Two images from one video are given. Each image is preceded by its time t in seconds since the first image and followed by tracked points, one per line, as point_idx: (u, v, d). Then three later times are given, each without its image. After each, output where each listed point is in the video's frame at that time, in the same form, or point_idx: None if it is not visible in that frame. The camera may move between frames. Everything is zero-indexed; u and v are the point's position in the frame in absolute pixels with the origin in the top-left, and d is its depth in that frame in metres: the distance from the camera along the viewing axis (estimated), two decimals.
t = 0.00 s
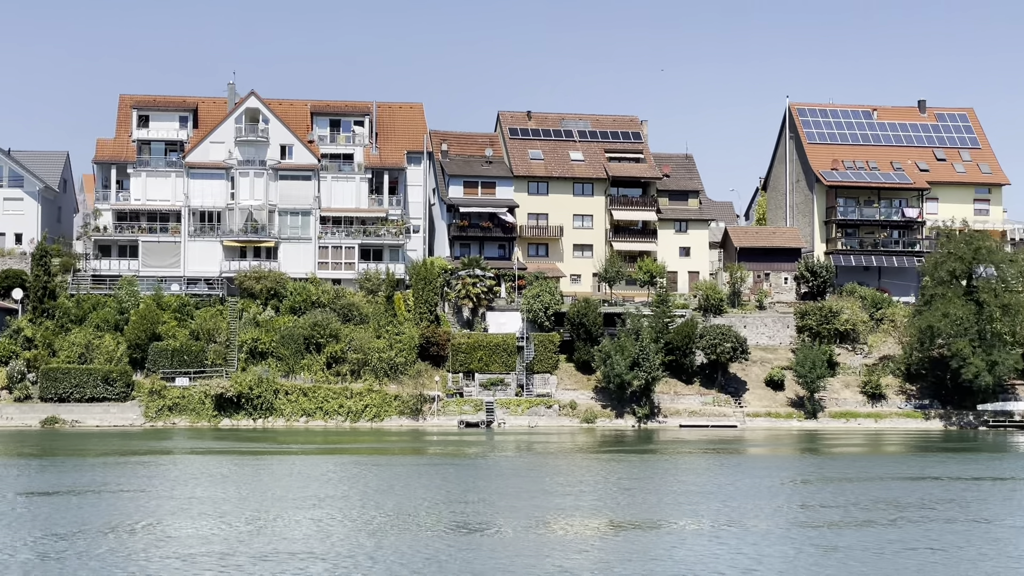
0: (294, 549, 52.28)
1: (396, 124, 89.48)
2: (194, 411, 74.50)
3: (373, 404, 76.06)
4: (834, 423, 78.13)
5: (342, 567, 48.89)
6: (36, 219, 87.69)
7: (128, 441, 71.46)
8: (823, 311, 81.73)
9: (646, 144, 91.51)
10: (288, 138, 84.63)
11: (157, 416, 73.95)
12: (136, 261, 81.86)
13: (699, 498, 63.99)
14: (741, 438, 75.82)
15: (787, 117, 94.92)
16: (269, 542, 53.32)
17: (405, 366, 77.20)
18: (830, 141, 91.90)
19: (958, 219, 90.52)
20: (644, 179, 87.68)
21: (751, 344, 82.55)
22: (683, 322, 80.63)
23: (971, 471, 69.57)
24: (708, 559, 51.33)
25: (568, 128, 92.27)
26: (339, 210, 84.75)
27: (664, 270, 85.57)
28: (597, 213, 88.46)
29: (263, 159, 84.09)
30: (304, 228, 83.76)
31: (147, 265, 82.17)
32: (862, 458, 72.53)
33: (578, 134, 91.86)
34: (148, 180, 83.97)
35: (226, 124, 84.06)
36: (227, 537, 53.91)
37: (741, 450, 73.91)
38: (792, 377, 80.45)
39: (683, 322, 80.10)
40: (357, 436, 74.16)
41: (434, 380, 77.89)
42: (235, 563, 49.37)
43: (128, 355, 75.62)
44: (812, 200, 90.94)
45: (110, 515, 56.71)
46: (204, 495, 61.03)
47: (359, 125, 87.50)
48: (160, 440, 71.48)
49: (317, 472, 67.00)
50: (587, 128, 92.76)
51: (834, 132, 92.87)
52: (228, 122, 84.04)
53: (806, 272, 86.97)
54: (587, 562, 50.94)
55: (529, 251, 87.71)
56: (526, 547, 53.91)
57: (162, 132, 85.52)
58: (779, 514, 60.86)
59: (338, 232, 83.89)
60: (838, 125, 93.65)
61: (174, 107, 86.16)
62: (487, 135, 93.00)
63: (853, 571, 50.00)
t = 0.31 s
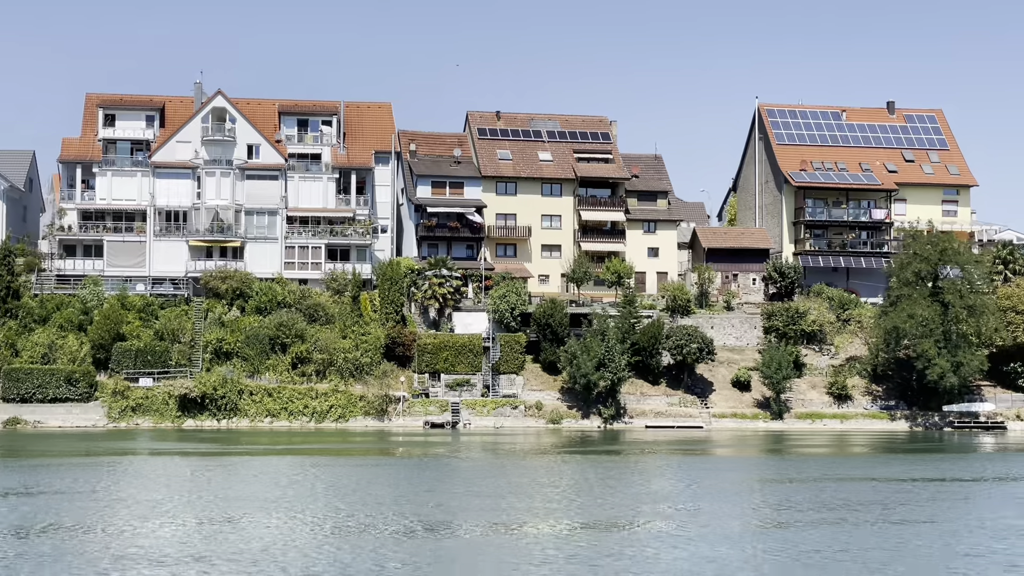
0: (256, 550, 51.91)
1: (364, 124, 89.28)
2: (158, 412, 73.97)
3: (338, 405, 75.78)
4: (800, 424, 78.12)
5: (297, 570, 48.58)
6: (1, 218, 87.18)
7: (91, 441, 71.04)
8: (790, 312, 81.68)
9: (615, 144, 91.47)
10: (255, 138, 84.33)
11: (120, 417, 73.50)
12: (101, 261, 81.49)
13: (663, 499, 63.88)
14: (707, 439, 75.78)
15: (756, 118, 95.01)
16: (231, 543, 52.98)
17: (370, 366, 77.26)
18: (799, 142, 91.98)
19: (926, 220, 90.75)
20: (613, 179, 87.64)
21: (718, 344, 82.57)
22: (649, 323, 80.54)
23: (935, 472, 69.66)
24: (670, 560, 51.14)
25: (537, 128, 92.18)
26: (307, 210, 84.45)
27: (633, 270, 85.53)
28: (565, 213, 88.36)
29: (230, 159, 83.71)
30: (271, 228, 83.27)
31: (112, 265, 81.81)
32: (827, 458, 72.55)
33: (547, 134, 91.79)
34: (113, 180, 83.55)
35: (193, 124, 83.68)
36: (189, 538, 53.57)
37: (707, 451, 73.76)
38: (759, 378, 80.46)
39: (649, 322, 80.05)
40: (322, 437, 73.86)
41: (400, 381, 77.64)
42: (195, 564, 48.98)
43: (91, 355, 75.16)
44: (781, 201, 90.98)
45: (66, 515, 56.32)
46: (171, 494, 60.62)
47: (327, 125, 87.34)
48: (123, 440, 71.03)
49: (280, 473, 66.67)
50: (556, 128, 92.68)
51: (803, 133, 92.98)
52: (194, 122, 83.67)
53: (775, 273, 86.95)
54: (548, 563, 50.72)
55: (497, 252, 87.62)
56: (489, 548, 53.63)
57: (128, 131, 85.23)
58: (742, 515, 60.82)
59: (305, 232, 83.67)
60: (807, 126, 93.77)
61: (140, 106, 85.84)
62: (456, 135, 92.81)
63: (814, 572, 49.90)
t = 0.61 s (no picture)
0: (215, 551, 51.54)
1: (333, 123, 89.02)
2: (122, 412, 73.51)
3: (305, 405, 75.37)
4: (767, 424, 78.04)
5: (253, 571, 48.27)
6: None
7: (54, 441, 70.57)
8: (759, 313, 81.71)
9: (585, 144, 91.39)
10: (223, 137, 83.96)
11: (84, 417, 73.04)
12: (67, 260, 81.08)
13: (629, 499, 63.74)
14: (675, 439, 75.70)
15: (726, 118, 95.00)
16: (192, 544, 52.64)
17: (338, 366, 76.86)
18: (769, 142, 91.98)
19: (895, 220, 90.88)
20: (583, 179, 87.57)
21: (687, 345, 82.55)
22: (618, 323, 80.43)
23: (902, 473, 69.68)
24: (633, 561, 50.96)
25: (507, 128, 92.01)
26: (275, 209, 84.04)
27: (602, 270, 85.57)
28: (535, 214, 88.25)
29: (198, 159, 83.37)
30: (238, 228, 83.04)
31: (78, 264, 81.44)
32: (795, 459, 72.50)
33: (517, 134, 91.63)
34: (80, 179, 83.03)
35: (160, 123, 83.30)
36: (149, 540, 53.17)
37: (674, 451, 73.61)
38: (727, 378, 80.46)
39: (618, 322, 79.95)
40: (288, 437, 73.49)
41: (366, 381, 77.42)
42: (154, 567, 48.58)
43: (56, 355, 74.67)
44: (751, 201, 90.98)
45: (24, 516, 55.87)
46: (136, 491, 60.22)
47: (296, 124, 86.88)
48: (88, 440, 70.55)
49: (244, 474, 66.31)
50: (526, 128, 92.52)
51: (773, 134, 93.00)
52: (161, 120, 83.30)
53: (744, 273, 86.99)
54: (510, 563, 50.49)
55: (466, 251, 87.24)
56: (452, 549, 53.32)
57: (94, 130, 84.86)
58: (706, 515, 60.71)
59: (273, 232, 83.23)
60: (778, 126, 93.81)
61: (107, 104, 85.46)
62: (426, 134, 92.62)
63: (776, 574, 49.76)
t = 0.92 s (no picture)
0: (171, 552, 51.14)
1: (301, 122, 88.68)
2: (86, 412, 73.14)
3: (270, 404, 75.03)
4: (734, 424, 77.98)
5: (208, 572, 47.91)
6: None
7: (16, 441, 70.08)
8: (727, 313, 81.58)
9: (555, 144, 91.17)
10: (190, 135, 83.60)
11: (47, 417, 72.56)
12: (31, 258, 80.47)
13: (594, 499, 63.53)
14: (642, 439, 75.55)
15: (696, 118, 94.90)
16: (149, 544, 52.28)
17: (304, 366, 76.51)
18: (739, 142, 91.90)
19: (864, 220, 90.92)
20: (552, 178, 87.49)
21: (654, 344, 82.40)
22: (585, 323, 80.26)
23: (868, 473, 69.67)
24: (594, 561, 50.74)
25: (476, 127, 91.72)
26: (241, 208, 83.86)
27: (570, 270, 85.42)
28: (504, 213, 88.06)
29: (164, 156, 82.77)
30: (205, 226, 82.49)
31: (42, 263, 80.68)
32: (761, 459, 72.42)
33: (486, 133, 91.36)
34: (45, 177, 82.64)
35: (126, 120, 82.87)
36: (105, 541, 52.75)
37: (641, 451, 73.44)
38: (694, 378, 80.34)
39: (585, 322, 79.80)
40: (253, 436, 73.10)
41: (332, 380, 77.31)
42: (111, 568, 48.16)
43: (19, 354, 74.13)
44: (721, 200, 90.92)
45: None
46: (96, 491, 59.75)
47: (263, 123, 86.63)
48: (50, 440, 70.04)
49: (207, 473, 65.91)
50: (495, 127, 92.24)
51: (743, 134, 92.93)
52: (127, 118, 82.87)
53: (713, 273, 86.79)
54: (470, 563, 50.21)
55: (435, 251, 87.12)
56: (413, 549, 53.01)
57: (60, 128, 84.34)
58: (670, 514, 60.53)
59: (239, 230, 82.87)
60: (747, 126, 93.75)
61: (73, 102, 84.96)
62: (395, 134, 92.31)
63: (735, 573, 49.66)
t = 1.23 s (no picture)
0: (126, 552, 50.82)
1: (269, 120, 88.37)
2: (48, 411, 72.76)
3: (235, 403, 74.81)
4: (700, 424, 78.05)
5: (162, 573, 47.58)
6: None
7: None
8: (693, 312, 81.50)
9: (523, 143, 90.98)
10: (155, 133, 83.31)
11: (9, 416, 72.14)
12: None
13: (557, 498, 63.38)
14: (608, 438, 75.49)
15: (666, 117, 94.82)
16: (104, 544, 51.90)
17: (268, 364, 76.18)
18: (708, 141, 91.82)
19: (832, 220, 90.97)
20: (520, 177, 87.53)
21: (621, 343, 82.36)
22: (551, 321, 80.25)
23: (833, 472, 69.70)
24: (551, 560, 50.58)
25: (445, 125, 91.47)
26: (208, 206, 83.15)
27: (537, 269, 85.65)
28: (472, 211, 87.81)
29: (130, 154, 82.44)
30: (170, 224, 82.05)
31: (6, 261, 80.22)
32: (728, 458, 72.36)
33: (455, 131, 91.13)
34: (10, 174, 82.01)
35: (91, 117, 82.46)
36: (60, 540, 52.40)
37: (607, 450, 73.39)
38: (661, 378, 80.21)
39: (551, 321, 79.63)
40: (217, 435, 72.81)
41: (298, 380, 76.59)
42: (63, 568, 47.93)
43: None
44: (689, 200, 90.80)
45: None
46: (54, 490, 59.42)
47: (230, 120, 86.32)
48: (12, 439, 69.55)
49: (168, 472, 65.55)
50: (464, 125, 91.99)
51: (712, 133, 92.89)
52: (93, 115, 82.45)
53: (681, 272, 86.53)
54: (427, 563, 50.06)
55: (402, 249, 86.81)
56: (372, 548, 52.81)
57: (25, 124, 83.69)
58: (633, 514, 60.39)
59: (205, 228, 82.48)
60: (717, 125, 93.72)
61: (38, 99, 84.44)
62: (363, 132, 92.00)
63: (694, 572, 49.58)
